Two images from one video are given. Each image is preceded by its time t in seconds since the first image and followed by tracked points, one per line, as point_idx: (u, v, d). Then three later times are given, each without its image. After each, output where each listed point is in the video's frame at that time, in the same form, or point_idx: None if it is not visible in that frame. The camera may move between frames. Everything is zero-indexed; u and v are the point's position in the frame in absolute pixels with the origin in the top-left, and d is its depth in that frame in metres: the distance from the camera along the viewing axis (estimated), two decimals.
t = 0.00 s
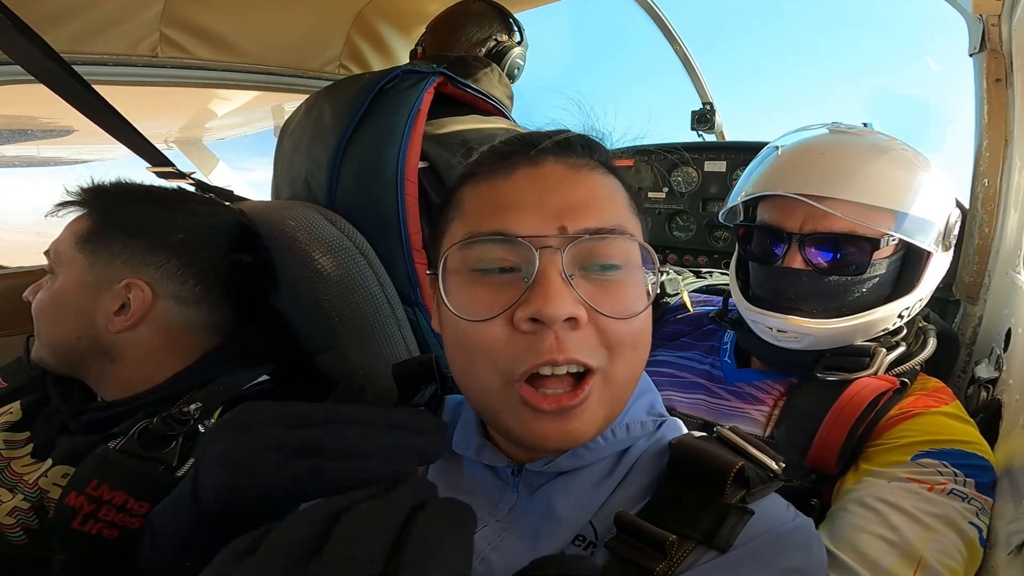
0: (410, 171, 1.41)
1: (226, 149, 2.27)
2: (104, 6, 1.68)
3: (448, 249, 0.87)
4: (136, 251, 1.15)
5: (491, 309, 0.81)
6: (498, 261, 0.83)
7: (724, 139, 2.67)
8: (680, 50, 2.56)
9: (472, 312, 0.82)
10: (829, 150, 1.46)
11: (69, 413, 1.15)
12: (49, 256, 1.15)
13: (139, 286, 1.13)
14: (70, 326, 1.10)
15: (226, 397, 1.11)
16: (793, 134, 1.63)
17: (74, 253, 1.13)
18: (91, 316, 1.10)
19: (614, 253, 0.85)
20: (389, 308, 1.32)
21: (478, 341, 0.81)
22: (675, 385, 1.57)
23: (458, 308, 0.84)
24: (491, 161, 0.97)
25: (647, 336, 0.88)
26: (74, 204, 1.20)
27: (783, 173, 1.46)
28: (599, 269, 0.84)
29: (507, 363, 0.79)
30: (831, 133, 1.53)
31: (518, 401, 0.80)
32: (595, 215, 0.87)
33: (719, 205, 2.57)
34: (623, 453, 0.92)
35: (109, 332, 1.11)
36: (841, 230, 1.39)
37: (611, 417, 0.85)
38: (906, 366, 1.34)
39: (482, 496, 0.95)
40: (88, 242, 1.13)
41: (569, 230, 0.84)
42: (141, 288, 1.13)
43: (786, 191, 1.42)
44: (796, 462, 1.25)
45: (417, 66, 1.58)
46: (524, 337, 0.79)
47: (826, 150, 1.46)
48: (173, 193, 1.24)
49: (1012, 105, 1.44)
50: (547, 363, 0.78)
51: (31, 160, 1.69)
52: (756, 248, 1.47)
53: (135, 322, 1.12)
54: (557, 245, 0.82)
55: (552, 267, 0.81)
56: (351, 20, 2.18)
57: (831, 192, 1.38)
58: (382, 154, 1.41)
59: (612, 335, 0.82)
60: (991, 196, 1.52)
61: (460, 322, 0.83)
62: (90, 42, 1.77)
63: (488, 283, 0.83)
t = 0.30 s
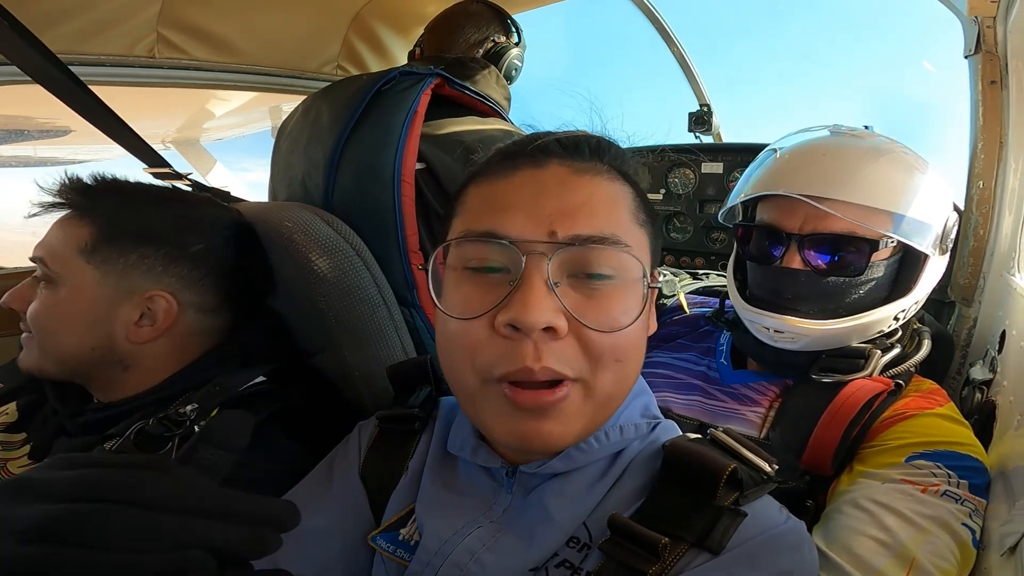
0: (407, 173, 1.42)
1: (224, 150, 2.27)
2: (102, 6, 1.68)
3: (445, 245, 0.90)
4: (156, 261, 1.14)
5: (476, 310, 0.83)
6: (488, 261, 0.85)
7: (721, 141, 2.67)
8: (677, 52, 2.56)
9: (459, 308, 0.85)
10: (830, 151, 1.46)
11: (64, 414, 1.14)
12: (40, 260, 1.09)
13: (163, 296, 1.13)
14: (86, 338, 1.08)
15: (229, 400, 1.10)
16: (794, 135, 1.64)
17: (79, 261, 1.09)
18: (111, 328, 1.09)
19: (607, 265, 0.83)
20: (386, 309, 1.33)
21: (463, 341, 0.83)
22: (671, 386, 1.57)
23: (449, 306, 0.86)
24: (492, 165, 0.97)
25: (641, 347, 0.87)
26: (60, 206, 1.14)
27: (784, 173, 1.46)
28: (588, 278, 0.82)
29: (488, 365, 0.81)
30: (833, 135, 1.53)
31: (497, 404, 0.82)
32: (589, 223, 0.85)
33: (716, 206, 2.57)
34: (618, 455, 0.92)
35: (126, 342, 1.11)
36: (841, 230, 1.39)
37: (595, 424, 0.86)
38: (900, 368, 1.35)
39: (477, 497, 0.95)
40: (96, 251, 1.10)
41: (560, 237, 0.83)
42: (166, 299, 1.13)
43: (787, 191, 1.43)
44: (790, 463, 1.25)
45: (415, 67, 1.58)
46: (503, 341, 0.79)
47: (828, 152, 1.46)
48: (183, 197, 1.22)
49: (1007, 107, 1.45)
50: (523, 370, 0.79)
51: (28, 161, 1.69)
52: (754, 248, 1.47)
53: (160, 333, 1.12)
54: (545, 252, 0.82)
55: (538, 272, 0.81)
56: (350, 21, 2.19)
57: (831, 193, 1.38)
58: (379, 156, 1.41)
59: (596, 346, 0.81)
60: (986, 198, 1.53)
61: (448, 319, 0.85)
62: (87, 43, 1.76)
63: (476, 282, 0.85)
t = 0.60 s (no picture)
0: (405, 174, 1.42)
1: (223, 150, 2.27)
2: (101, 6, 1.69)
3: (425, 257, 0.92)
4: (164, 262, 1.16)
5: (455, 320, 0.85)
6: (464, 272, 0.86)
7: (719, 142, 2.68)
8: (676, 53, 2.57)
9: (441, 320, 0.87)
10: (829, 152, 1.47)
11: (62, 414, 1.14)
12: (36, 273, 1.06)
13: (175, 295, 1.15)
14: (101, 344, 1.09)
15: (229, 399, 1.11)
16: (794, 137, 1.64)
17: (83, 269, 1.08)
18: (127, 332, 1.11)
19: (577, 265, 0.83)
20: (384, 310, 1.33)
21: (446, 350, 0.86)
22: (668, 387, 1.58)
23: (433, 319, 0.89)
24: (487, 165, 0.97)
25: (622, 344, 0.87)
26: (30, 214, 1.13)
27: (783, 173, 1.46)
28: (559, 280, 0.83)
29: (468, 372, 0.84)
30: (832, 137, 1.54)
31: (484, 407, 0.85)
32: (558, 224, 0.86)
33: (714, 208, 2.58)
34: (616, 456, 0.92)
35: (141, 345, 1.12)
36: (840, 231, 1.39)
37: (580, 425, 0.88)
38: (896, 369, 1.35)
39: (476, 498, 0.95)
40: (98, 257, 1.09)
41: (526, 243, 0.84)
42: (178, 298, 1.16)
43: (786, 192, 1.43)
44: (787, 464, 1.26)
45: (414, 68, 1.58)
46: (480, 350, 0.82)
47: (827, 153, 1.47)
48: (179, 197, 1.23)
49: (1004, 109, 1.46)
50: (501, 376, 0.81)
51: (26, 160, 1.70)
52: (753, 248, 1.47)
53: (177, 332, 1.15)
54: (512, 260, 0.83)
55: (507, 280, 0.82)
56: (350, 21, 2.20)
57: (831, 193, 1.39)
58: (378, 156, 1.42)
59: (570, 348, 0.82)
60: (982, 200, 1.54)
61: (432, 330, 0.88)
62: (86, 44, 1.76)
63: (454, 292, 0.87)
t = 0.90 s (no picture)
0: (402, 175, 1.42)
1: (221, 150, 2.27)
2: (98, 5, 1.68)
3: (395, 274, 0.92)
4: (139, 238, 1.13)
5: (422, 334, 0.86)
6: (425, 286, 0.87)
7: (718, 143, 2.67)
8: (675, 54, 2.57)
9: (413, 334, 0.88)
10: (827, 153, 1.47)
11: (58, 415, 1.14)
12: (24, 265, 0.98)
13: (156, 266, 1.12)
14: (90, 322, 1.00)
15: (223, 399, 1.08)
16: (793, 138, 1.64)
17: (69, 254, 1.02)
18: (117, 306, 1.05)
19: (532, 273, 0.82)
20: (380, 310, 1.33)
21: (418, 361, 0.87)
22: (665, 388, 1.58)
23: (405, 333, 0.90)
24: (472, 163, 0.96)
25: (589, 349, 0.86)
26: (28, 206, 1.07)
27: (781, 174, 1.46)
28: (517, 290, 0.82)
29: (438, 379, 0.84)
30: (830, 138, 1.54)
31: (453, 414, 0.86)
32: (512, 233, 0.84)
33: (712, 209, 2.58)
34: (610, 456, 0.92)
35: (131, 321, 1.07)
36: (837, 231, 1.39)
37: (548, 431, 0.87)
38: (893, 370, 1.36)
39: (470, 499, 0.95)
40: (87, 239, 1.05)
41: (480, 255, 0.83)
42: (160, 268, 1.12)
43: (784, 191, 1.43)
44: (784, 465, 1.25)
45: (412, 68, 1.58)
46: (446, 361, 0.82)
47: (825, 154, 1.47)
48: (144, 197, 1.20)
49: (1001, 110, 1.46)
50: (465, 387, 0.82)
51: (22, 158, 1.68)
52: (750, 249, 1.47)
53: (164, 302, 1.11)
54: (469, 273, 0.83)
55: (465, 294, 0.82)
56: (348, 20, 2.19)
57: (829, 194, 1.39)
58: (375, 156, 1.41)
59: (532, 359, 0.82)
60: (979, 201, 1.54)
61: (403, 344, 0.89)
62: (83, 42, 1.75)
63: (422, 307, 0.88)
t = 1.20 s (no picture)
0: (401, 178, 1.41)
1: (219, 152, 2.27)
2: (97, 8, 1.69)
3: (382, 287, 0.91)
4: (165, 245, 1.21)
5: (417, 346, 0.85)
6: (420, 297, 0.86)
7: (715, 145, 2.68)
8: (673, 56, 2.57)
9: (406, 347, 0.87)
10: (818, 153, 1.48)
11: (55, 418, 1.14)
12: (50, 258, 1.09)
13: (178, 272, 1.19)
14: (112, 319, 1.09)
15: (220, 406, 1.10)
16: (781, 140, 1.64)
17: (97, 251, 1.12)
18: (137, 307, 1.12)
19: (526, 273, 0.83)
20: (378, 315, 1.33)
21: (414, 372, 0.86)
22: (662, 390, 1.58)
23: (401, 347, 0.89)
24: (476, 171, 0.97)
25: (583, 347, 0.87)
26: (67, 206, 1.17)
27: (774, 174, 1.47)
28: (512, 292, 0.82)
29: (438, 391, 0.84)
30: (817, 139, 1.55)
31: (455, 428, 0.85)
32: (502, 236, 0.85)
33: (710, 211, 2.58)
34: (607, 457, 0.92)
35: (148, 322, 1.14)
36: (833, 229, 1.40)
37: (543, 440, 0.88)
38: (889, 372, 1.35)
39: (468, 501, 0.95)
40: (113, 239, 1.14)
41: (470, 258, 0.83)
42: (181, 274, 1.20)
43: (776, 191, 1.43)
44: (780, 467, 1.26)
45: (410, 71, 1.58)
46: (444, 371, 0.82)
47: (815, 153, 1.48)
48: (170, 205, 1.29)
49: (997, 112, 1.46)
50: (464, 396, 0.81)
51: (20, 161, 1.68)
52: (744, 252, 1.49)
53: (182, 306, 1.18)
54: (463, 280, 0.83)
55: (460, 301, 0.82)
56: (346, 23, 2.20)
57: (821, 192, 1.39)
58: (373, 159, 1.41)
59: (531, 362, 0.82)
60: (976, 204, 1.54)
61: (399, 359, 0.88)
62: (82, 46, 1.76)
63: (415, 317, 0.87)
